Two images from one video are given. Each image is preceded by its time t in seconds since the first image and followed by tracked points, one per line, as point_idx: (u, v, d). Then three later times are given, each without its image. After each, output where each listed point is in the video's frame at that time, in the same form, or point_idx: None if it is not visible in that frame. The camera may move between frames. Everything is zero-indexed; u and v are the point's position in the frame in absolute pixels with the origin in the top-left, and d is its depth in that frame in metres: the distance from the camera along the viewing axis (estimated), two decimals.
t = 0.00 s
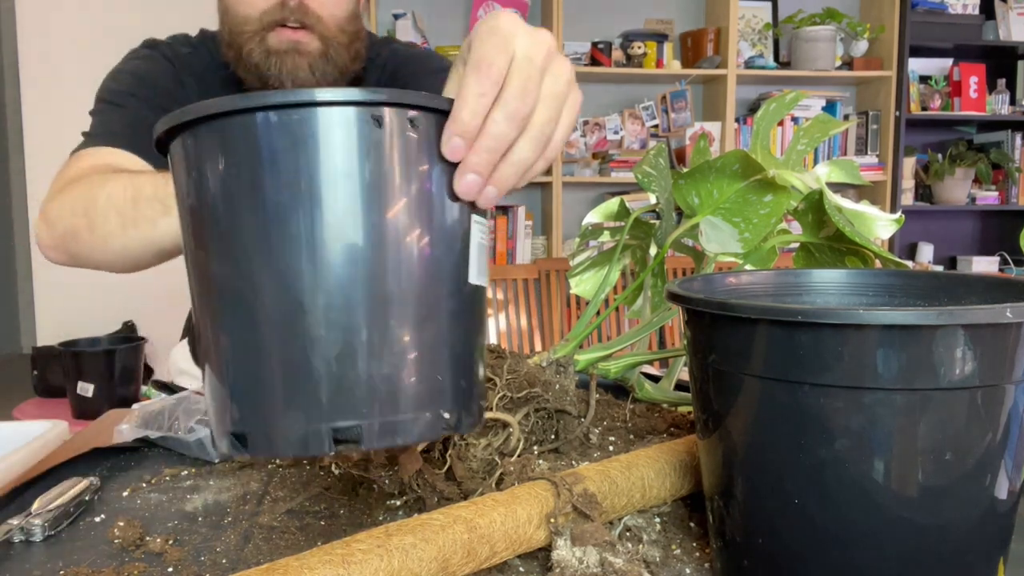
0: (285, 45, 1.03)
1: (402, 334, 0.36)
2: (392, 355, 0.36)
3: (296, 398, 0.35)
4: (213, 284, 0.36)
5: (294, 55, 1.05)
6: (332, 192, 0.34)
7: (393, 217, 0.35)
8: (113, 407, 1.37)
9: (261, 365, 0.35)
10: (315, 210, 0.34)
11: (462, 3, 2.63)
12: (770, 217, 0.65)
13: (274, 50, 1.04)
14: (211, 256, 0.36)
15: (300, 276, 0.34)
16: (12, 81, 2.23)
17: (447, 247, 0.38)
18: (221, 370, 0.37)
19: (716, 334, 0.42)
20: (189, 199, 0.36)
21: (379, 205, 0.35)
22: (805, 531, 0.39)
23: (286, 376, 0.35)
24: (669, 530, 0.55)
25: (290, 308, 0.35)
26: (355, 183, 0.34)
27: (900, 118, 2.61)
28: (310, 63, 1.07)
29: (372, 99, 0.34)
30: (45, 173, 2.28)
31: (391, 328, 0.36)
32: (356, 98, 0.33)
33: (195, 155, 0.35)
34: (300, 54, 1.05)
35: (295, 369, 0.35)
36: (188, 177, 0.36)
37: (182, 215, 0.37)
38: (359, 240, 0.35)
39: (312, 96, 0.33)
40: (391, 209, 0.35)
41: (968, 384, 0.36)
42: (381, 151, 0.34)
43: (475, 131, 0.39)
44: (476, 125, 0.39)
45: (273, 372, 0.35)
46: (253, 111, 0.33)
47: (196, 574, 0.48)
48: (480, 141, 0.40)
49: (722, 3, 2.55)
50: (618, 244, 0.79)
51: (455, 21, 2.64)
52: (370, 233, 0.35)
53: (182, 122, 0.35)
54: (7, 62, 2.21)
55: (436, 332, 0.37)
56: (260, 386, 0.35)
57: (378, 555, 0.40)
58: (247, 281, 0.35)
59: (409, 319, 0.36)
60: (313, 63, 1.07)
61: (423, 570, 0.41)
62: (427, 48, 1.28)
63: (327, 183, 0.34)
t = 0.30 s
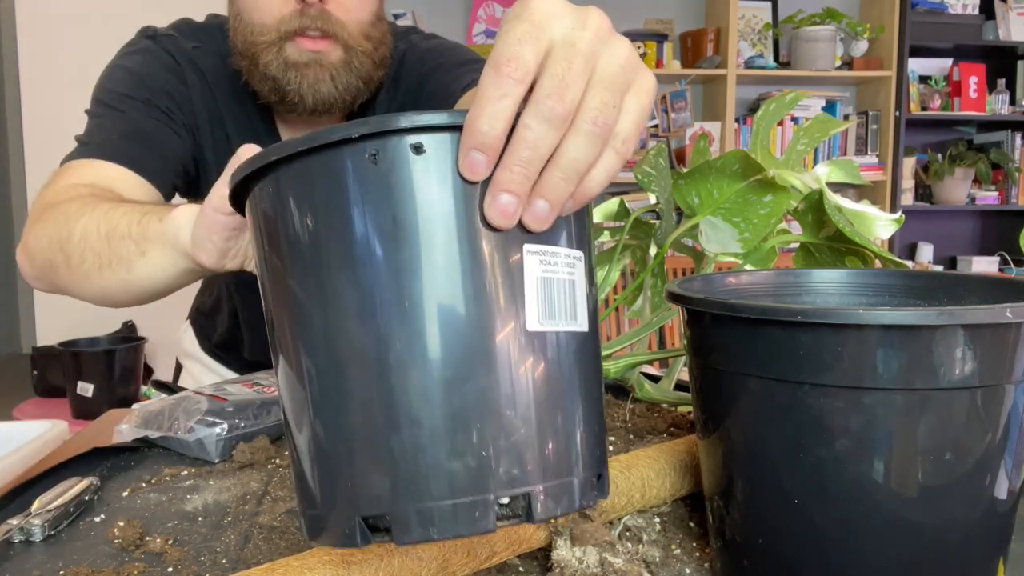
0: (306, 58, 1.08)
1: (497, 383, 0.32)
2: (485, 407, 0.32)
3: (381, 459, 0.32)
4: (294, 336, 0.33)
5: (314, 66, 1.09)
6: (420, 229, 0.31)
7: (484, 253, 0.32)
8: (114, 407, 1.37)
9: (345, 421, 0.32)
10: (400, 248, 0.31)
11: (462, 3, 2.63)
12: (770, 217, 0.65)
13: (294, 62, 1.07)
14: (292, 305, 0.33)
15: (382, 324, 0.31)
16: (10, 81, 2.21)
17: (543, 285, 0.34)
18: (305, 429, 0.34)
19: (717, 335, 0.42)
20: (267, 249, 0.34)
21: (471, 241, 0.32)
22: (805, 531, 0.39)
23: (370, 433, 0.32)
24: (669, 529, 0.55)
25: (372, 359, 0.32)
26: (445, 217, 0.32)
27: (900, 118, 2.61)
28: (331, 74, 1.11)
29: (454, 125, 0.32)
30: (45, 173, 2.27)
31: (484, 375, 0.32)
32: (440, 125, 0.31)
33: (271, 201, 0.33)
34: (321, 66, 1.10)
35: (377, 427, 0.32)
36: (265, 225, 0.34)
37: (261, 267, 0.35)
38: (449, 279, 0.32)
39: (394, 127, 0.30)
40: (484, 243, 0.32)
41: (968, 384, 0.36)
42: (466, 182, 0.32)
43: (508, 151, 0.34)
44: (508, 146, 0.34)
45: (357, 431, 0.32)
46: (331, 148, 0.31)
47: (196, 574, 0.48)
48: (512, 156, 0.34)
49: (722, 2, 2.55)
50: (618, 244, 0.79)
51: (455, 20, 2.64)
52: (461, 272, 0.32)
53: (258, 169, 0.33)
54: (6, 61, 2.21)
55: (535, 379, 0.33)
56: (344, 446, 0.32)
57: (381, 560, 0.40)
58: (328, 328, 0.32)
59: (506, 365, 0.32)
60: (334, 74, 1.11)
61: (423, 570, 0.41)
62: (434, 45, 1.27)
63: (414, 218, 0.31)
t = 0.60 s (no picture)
0: (312, 54, 1.07)
1: (509, 423, 0.29)
2: (493, 448, 0.29)
3: (368, 492, 0.29)
4: (282, 342, 0.30)
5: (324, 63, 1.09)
6: (431, 238, 0.28)
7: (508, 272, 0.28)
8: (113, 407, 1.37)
9: (330, 444, 0.29)
10: (408, 261, 0.28)
11: (462, 3, 2.63)
12: (770, 217, 0.65)
13: (300, 58, 1.07)
14: (281, 309, 0.30)
15: (382, 346, 0.28)
16: (11, 80, 2.21)
17: (583, 314, 0.31)
18: (284, 444, 0.31)
19: (718, 334, 0.41)
20: (258, 241, 0.31)
21: (492, 257, 0.28)
22: (805, 531, 0.39)
23: (359, 461, 0.29)
24: (669, 529, 0.55)
25: (368, 380, 0.28)
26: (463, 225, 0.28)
27: (900, 118, 2.61)
28: (341, 71, 1.11)
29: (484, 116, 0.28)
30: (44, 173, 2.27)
31: (494, 413, 0.29)
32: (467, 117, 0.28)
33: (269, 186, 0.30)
34: (330, 61, 1.09)
35: (370, 458, 0.29)
36: (259, 211, 0.31)
37: (250, 256, 0.32)
38: (463, 300, 0.28)
39: (414, 115, 0.27)
40: (507, 262, 0.28)
41: (968, 384, 0.36)
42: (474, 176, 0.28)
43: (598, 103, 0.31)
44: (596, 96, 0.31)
45: (344, 457, 0.29)
46: (340, 134, 0.28)
47: (196, 574, 0.48)
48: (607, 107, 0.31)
49: (722, 2, 2.55)
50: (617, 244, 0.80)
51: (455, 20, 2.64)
52: (478, 292, 0.28)
53: (257, 147, 0.30)
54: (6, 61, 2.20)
55: (552, 421, 0.30)
56: (327, 471, 0.30)
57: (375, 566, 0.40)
58: (320, 342, 0.29)
59: (519, 403, 0.29)
60: (343, 71, 1.11)
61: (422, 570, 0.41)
62: (446, 41, 1.27)
63: (427, 226, 0.28)
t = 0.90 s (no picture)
0: (323, 60, 1.09)
1: (523, 429, 0.28)
2: (504, 456, 0.28)
3: (369, 502, 0.28)
4: (278, 334, 0.29)
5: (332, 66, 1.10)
6: (441, 229, 0.26)
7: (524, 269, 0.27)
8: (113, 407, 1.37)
9: (327, 445, 0.28)
10: (420, 255, 0.26)
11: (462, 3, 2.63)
12: (770, 218, 0.65)
13: (310, 63, 1.08)
14: (278, 302, 0.29)
15: (387, 345, 0.27)
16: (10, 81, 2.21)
17: (639, 322, 0.31)
18: (278, 443, 0.30)
19: (718, 333, 0.41)
20: (258, 233, 0.30)
21: (506, 248, 0.27)
22: (806, 531, 0.39)
23: (360, 463, 0.27)
24: (669, 530, 0.55)
25: (371, 378, 0.27)
26: (475, 215, 0.26)
27: (901, 118, 2.60)
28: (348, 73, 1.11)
29: (506, 94, 0.26)
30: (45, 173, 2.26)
31: (508, 417, 0.27)
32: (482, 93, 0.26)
33: (267, 168, 0.28)
34: (338, 65, 1.10)
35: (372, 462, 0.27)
36: (257, 195, 0.29)
37: (246, 244, 0.31)
38: (478, 297, 0.27)
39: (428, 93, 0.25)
40: (524, 257, 0.27)
41: (968, 384, 0.36)
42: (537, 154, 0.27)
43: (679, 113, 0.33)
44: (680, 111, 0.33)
45: (343, 458, 0.28)
46: (347, 114, 0.26)
47: (196, 574, 0.48)
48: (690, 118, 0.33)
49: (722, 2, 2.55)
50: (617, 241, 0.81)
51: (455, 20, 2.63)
52: (492, 288, 0.27)
53: (256, 124, 0.28)
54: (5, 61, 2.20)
55: (570, 426, 0.29)
56: (324, 475, 0.28)
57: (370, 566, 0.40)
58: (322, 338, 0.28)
59: (537, 407, 0.28)
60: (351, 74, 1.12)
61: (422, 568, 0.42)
62: (448, 40, 1.28)
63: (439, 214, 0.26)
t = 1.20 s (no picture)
0: (325, 53, 1.08)
1: (532, 428, 0.28)
2: (516, 452, 0.28)
3: (384, 504, 0.28)
4: (284, 345, 0.30)
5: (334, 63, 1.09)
6: (445, 232, 0.26)
7: (530, 272, 0.27)
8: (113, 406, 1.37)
9: (338, 451, 0.28)
10: (424, 257, 0.26)
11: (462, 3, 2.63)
12: (770, 218, 0.65)
13: (313, 58, 1.08)
14: (286, 308, 0.29)
15: (396, 346, 0.27)
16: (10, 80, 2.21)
17: (649, 317, 0.31)
18: (291, 453, 0.30)
19: (718, 334, 0.41)
20: (263, 243, 0.30)
21: (510, 251, 0.27)
22: (806, 531, 0.39)
23: (371, 470, 0.28)
24: (669, 530, 0.55)
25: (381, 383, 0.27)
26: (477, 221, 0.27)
27: (901, 118, 2.60)
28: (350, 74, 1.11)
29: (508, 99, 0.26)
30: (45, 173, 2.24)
31: (518, 413, 0.27)
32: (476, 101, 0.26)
33: (269, 179, 0.29)
34: (342, 61, 1.09)
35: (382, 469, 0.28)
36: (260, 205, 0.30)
37: (252, 254, 0.31)
38: (483, 294, 0.27)
39: (424, 104, 0.25)
40: (528, 262, 0.27)
41: (968, 384, 0.36)
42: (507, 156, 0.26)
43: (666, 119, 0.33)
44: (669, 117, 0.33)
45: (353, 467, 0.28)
46: (351, 125, 0.26)
47: (197, 574, 0.48)
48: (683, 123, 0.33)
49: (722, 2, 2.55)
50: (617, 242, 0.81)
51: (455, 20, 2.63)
52: (498, 294, 0.27)
53: (255, 139, 0.29)
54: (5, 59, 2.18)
55: (580, 425, 0.29)
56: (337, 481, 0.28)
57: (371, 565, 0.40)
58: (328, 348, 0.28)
59: (546, 409, 0.28)
60: (354, 72, 1.11)
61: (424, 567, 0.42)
62: (448, 39, 1.28)
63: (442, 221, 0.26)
